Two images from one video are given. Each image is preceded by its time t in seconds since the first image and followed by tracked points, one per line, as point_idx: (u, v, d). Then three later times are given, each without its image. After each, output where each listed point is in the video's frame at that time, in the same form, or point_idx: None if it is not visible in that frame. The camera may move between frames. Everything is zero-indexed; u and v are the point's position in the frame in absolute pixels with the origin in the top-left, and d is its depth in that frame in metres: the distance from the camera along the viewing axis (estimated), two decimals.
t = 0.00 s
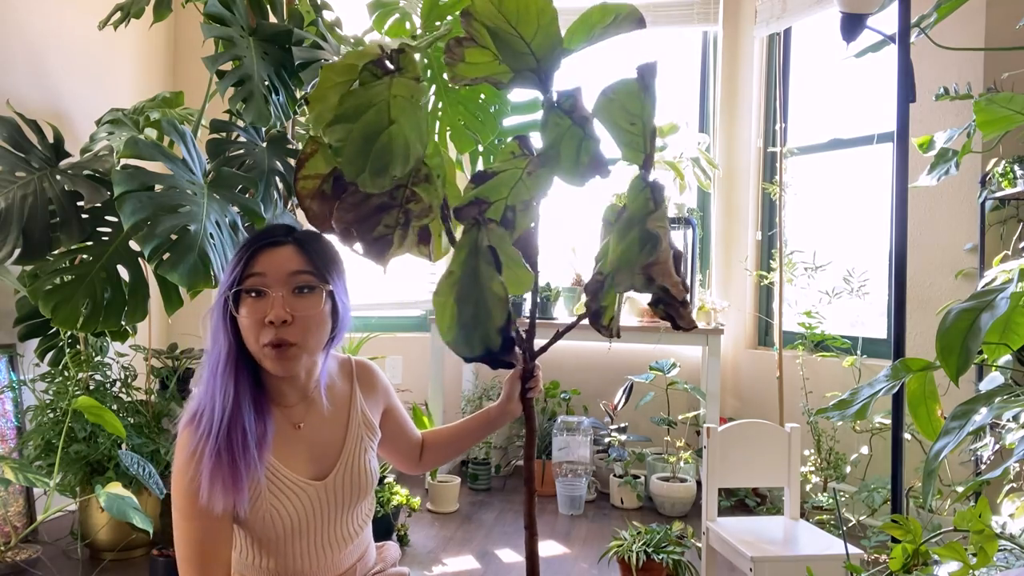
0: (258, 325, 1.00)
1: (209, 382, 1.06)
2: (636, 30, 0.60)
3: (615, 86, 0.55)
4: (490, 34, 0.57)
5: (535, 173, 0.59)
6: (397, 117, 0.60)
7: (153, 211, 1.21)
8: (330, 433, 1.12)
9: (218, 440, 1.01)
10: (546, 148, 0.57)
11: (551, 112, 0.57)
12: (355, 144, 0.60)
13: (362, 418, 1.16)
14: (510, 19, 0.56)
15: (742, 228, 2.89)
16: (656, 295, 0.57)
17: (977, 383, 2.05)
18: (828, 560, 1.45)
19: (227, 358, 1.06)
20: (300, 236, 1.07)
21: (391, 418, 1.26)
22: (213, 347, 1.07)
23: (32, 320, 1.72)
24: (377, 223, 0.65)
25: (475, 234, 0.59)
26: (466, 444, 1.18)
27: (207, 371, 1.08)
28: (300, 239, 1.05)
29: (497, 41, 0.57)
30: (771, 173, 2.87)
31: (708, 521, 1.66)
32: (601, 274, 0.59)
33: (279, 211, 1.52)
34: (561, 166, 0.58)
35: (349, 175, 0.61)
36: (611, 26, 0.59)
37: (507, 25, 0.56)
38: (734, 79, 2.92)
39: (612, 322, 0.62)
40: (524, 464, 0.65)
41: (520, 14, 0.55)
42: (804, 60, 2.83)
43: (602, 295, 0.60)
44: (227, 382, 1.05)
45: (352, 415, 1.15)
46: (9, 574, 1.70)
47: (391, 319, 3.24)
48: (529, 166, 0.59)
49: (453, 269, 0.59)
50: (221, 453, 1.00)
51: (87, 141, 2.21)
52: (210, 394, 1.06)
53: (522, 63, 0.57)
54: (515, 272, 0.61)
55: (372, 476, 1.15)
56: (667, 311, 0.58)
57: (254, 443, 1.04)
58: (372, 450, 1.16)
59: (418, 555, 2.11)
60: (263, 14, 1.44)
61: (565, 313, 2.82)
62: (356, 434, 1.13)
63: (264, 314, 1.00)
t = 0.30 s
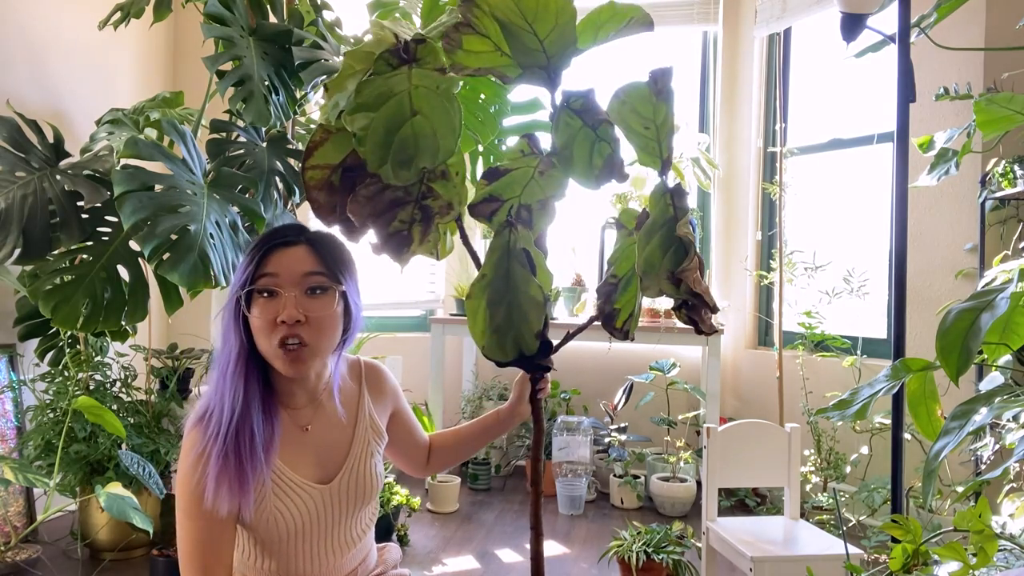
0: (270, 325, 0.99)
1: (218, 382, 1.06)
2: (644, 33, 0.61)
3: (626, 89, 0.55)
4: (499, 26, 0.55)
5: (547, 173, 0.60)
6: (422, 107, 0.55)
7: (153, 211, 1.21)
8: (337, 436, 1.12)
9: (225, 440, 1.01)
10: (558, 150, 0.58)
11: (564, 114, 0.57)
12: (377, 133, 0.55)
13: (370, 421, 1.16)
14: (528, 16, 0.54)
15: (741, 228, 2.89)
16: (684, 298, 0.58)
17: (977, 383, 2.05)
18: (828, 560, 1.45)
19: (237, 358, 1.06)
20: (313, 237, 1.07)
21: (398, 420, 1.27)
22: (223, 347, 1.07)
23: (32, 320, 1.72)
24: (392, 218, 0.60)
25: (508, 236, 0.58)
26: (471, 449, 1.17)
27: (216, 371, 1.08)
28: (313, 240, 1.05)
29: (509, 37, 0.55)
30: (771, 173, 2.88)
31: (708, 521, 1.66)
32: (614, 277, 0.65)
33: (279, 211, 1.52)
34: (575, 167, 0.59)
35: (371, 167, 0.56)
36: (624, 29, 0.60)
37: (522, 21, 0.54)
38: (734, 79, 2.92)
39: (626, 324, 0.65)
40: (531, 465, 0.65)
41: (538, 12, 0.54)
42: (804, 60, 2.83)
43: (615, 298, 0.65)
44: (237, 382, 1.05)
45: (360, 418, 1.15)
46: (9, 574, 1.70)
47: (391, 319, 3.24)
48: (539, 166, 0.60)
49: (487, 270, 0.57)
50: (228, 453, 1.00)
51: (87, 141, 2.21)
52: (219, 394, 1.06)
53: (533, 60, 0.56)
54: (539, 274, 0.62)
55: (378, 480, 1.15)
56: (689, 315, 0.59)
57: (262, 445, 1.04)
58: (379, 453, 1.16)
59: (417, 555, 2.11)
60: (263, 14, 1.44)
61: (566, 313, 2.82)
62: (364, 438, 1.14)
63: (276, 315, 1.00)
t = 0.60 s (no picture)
0: (275, 323, 0.99)
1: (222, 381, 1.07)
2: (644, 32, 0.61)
3: (627, 91, 0.55)
4: (501, 31, 0.55)
5: (547, 174, 0.60)
6: (420, 111, 0.55)
7: (153, 211, 1.21)
8: (340, 436, 1.12)
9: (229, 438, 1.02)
10: (559, 150, 0.59)
11: (565, 116, 0.58)
12: (376, 137, 0.55)
13: (372, 421, 1.16)
14: (528, 20, 0.54)
15: (741, 228, 2.89)
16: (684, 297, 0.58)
17: (977, 383, 2.05)
18: (828, 560, 1.45)
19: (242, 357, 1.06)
20: (319, 235, 1.06)
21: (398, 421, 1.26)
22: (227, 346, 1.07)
23: (32, 320, 1.72)
24: (394, 220, 0.60)
25: (507, 235, 0.58)
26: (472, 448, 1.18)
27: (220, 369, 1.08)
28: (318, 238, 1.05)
29: (509, 41, 0.55)
30: (771, 173, 2.88)
31: (708, 521, 1.66)
32: (614, 277, 0.66)
33: (279, 211, 1.52)
34: (576, 167, 0.60)
35: (370, 171, 0.56)
36: (623, 31, 0.60)
37: (522, 26, 0.54)
38: (734, 79, 2.92)
39: (626, 324, 0.65)
40: (535, 465, 0.64)
41: (536, 15, 0.54)
42: (804, 60, 2.83)
43: (615, 298, 0.65)
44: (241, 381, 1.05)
45: (363, 418, 1.15)
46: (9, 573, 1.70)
47: (391, 319, 3.23)
48: (540, 167, 0.59)
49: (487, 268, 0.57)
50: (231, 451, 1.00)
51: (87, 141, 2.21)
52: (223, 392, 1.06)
53: (532, 63, 0.57)
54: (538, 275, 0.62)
55: (380, 480, 1.14)
56: (689, 314, 0.59)
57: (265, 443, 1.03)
58: (381, 453, 1.16)
59: (417, 555, 2.11)
60: (263, 14, 1.44)
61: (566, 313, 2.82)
62: (366, 438, 1.13)
63: (280, 313, 1.00)
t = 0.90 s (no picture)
0: (298, 297, 0.98)
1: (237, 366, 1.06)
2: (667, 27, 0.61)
3: (647, 87, 0.56)
4: (519, 21, 0.56)
5: (563, 172, 0.60)
6: (435, 106, 0.55)
7: (153, 211, 1.21)
8: (356, 415, 1.10)
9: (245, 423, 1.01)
10: (576, 149, 0.59)
11: (584, 112, 0.59)
12: (388, 133, 0.55)
13: (389, 402, 1.13)
14: (548, 13, 0.55)
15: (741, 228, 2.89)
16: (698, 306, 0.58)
17: (977, 383, 2.05)
18: (828, 560, 1.45)
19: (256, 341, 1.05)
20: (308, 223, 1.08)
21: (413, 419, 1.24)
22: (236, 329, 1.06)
23: (31, 320, 1.72)
24: (406, 217, 0.60)
25: (523, 240, 0.60)
26: (488, 455, 1.16)
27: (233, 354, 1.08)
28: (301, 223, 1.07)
29: (528, 33, 0.56)
30: (771, 173, 2.88)
31: (708, 521, 1.66)
32: (629, 281, 0.66)
33: (279, 211, 1.52)
34: (593, 168, 0.60)
35: (382, 168, 0.56)
36: (645, 23, 0.60)
37: (543, 17, 0.55)
38: (734, 79, 2.92)
39: (640, 329, 0.65)
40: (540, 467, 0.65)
41: (557, 10, 0.55)
42: (804, 60, 2.83)
43: (629, 302, 0.66)
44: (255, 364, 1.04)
45: (380, 398, 1.12)
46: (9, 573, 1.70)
47: (391, 319, 3.23)
48: (556, 165, 0.60)
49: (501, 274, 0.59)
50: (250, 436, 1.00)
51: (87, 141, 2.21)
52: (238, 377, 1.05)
53: (553, 54, 0.57)
54: (551, 279, 0.60)
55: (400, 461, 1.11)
56: (706, 323, 0.58)
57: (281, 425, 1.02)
58: (399, 435, 1.13)
59: (417, 555, 2.11)
60: (263, 14, 1.44)
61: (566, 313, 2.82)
62: (382, 418, 1.10)
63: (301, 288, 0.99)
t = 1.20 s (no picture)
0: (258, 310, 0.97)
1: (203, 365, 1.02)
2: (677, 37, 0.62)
3: (655, 90, 0.56)
4: (531, 22, 0.55)
5: (571, 173, 0.60)
6: (448, 104, 0.55)
7: (152, 211, 1.22)
8: (338, 408, 1.08)
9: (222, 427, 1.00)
10: (584, 151, 0.60)
11: (591, 116, 0.59)
12: (401, 130, 0.55)
13: (368, 396, 1.11)
14: (560, 14, 0.55)
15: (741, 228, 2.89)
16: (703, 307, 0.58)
17: (977, 383, 2.05)
18: (828, 560, 1.45)
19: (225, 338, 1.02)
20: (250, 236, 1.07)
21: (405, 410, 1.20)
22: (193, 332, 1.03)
23: (31, 320, 1.72)
24: (414, 215, 0.59)
25: (530, 238, 0.59)
26: (485, 452, 1.11)
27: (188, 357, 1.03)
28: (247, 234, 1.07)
29: (540, 34, 0.56)
30: (771, 173, 2.88)
31: (707, 521, 1.66)
32: (634, 281, 0.65)
33: (279, 211, 1.52)
34: (600, 170, 0.61)
35: (395, 164, 0.56)
36: (655, 30, 0.60)
37: (554, 19, 0.55)
38: (734, 79, 2.92)
39: (645, 330, 0.66)
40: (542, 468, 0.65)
41: (568, 12, 0.54)
42: (804, 60, 2.83)
43: (634, 303, 0.65)
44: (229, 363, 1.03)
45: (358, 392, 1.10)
46: (9, 573, 1.70)
47: (390, 319, 3.23)
48: (564, 166, 0.60)
49: (507, 272, 0.59)
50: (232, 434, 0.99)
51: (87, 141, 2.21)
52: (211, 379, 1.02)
53: (562, 57, 0.57)
54: (561, 277, 0.62)
55: (384, 452, 1.09)
56: (711, 324, 0.60)
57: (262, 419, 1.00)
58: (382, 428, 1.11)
59: (417, 555, 2.11)
60: (263, 14, 1.44)
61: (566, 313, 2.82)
62: (364, 408, 1.08)
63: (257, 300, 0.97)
